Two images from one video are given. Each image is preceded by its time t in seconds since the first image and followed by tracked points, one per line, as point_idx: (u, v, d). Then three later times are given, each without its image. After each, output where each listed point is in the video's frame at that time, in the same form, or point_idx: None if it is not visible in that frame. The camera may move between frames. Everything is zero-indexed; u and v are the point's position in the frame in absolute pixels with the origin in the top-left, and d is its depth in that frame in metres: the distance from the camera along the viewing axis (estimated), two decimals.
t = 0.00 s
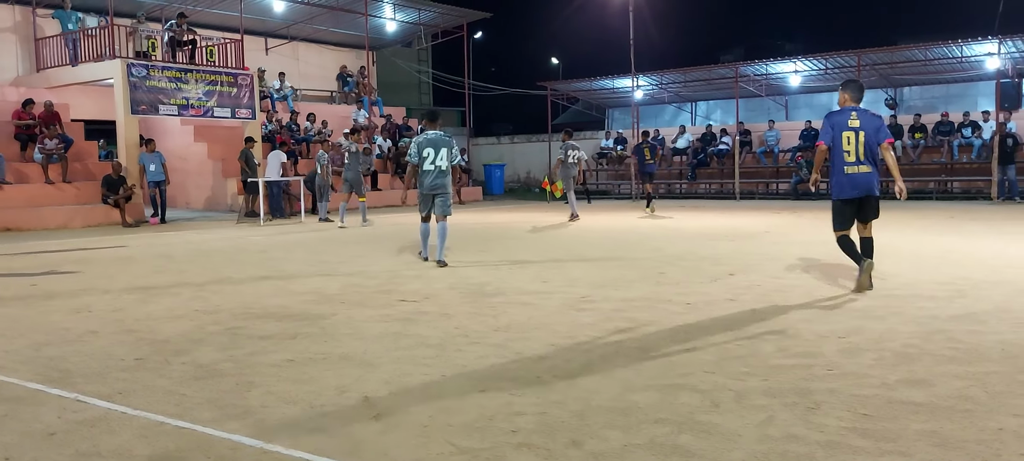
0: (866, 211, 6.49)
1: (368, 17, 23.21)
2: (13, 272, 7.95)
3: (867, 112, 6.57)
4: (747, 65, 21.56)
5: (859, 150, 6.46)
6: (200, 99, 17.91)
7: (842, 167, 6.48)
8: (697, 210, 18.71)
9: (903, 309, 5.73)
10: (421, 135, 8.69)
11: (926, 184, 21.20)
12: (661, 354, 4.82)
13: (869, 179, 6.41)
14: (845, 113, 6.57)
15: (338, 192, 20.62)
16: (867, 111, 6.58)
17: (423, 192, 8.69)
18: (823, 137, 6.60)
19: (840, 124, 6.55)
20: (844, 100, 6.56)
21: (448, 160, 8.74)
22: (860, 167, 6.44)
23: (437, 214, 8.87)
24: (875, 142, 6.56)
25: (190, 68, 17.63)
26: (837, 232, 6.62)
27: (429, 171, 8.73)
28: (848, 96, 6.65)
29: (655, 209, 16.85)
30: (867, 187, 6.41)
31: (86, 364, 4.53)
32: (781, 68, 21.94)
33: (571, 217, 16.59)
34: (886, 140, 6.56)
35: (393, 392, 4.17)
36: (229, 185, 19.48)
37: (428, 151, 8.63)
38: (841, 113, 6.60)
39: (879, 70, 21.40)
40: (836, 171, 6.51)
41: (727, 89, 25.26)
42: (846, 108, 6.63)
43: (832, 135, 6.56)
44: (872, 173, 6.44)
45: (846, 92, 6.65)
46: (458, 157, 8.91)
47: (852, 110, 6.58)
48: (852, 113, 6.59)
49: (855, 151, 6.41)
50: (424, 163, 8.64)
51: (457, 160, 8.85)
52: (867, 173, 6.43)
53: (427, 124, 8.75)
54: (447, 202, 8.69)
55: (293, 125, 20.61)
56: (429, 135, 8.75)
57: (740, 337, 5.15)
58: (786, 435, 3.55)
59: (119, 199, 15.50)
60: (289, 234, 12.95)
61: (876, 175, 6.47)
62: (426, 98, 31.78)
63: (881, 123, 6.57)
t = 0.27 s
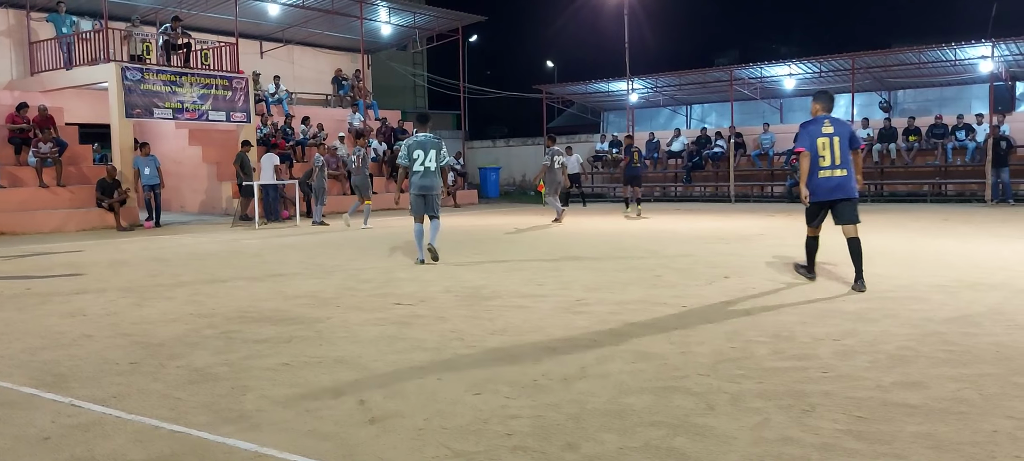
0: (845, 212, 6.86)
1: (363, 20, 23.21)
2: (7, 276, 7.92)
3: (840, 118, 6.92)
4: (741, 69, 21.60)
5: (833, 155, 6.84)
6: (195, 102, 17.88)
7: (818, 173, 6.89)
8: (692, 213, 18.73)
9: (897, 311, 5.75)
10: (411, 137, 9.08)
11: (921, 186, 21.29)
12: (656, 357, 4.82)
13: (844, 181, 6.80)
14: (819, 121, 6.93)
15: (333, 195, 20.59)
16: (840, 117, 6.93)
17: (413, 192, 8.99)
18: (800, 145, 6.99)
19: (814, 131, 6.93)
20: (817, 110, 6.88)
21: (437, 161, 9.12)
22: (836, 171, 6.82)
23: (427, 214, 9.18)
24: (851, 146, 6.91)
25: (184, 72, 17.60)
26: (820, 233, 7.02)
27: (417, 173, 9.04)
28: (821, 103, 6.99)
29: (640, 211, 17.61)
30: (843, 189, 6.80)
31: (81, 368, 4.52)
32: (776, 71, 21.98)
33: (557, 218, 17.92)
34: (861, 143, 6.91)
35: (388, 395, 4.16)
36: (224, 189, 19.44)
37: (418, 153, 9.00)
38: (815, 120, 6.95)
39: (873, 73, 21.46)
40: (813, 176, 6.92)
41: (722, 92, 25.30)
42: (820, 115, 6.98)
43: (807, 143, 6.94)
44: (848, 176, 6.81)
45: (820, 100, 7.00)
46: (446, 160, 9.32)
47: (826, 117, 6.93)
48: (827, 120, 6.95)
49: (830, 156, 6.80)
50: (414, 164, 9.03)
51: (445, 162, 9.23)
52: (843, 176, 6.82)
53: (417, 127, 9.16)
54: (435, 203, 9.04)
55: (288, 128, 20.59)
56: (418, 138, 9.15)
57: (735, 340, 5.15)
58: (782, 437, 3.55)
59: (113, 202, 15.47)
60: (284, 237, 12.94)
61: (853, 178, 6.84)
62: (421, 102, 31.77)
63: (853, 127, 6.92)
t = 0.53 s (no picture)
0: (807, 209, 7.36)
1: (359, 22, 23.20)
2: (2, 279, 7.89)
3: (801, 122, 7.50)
4: (737, 70, 21.65)
5: (799, 154, 7.36)
6: (191, 105, 17.87)
7: (787, 170, 7.34)
8: (688, 215, 18.74)
9: (893, 313, 5.76)
10: (406, 144, 9.08)
11: (916, 188, 21.36)
12: (653, 359, 4.82)
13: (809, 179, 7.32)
14: (784, 123, 7.44)
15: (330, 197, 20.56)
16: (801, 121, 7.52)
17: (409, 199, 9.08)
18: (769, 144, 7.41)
19: (781, 132, 7.41)
20: (781, 113, 7.42)
21: (432, 168, 9.09)
22: (803, 169, 7.33)
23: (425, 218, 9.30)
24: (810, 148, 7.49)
25: (180, 74, 17.59)
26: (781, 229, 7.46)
27: (413, 178, 9.04)
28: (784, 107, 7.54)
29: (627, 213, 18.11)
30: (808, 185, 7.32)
31: (77, 371, 4.50)
32: (771, 73, 22.02)
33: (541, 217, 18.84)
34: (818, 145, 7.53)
35: (385, 398, 4.16)
36: (221, 191, 19.40)
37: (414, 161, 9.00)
38: (781, 122, 7.46)
39: (869, 75, 21.51)
40: (782, 173, 7.36)
41: (718, 94, 25.35)
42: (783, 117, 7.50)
43: (775, 143, 7.40)
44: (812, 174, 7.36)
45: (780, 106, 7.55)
46: (443, 165, 9.25)
47: (789, 120, 7.46)
48: (788, 123, 7.49)
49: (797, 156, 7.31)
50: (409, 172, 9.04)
51: (441, 168, 9.17)
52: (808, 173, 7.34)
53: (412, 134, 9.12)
54: (433, 206, 9.19)
55: (284, 130, 20.56)
56: (414, 145, 9.13)
57: (731, 341, 5.16)
58: (778, 439, 3.56)
59: (109, 205, 15.41)
60: (281, 240, 12.92)
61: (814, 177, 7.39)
62: (417, 104, 31.77)
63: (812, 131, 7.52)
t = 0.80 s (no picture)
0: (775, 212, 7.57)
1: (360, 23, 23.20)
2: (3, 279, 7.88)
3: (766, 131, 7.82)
4: (738, 71, 21.67)
5: (766, 160, 7.66)
6: (192, 105, 17.85)
7: (753, 173, 7.59)
8: (688, 215, 18.75)
9: (894, 313, 5.76)
10: (407, 142, 9.11)
11: (916, 189, 21.37)
12: (654, 359, 4.82)
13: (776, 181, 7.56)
14: (748, 132, 7.78)
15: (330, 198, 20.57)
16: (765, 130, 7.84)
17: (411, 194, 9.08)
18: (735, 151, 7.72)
19: (746, 141, 7.74)
20: (744, 124, 7.76)
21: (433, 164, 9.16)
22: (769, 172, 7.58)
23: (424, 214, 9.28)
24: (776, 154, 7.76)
25: (181, 75, 17.57)
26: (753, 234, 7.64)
27: (414, 175, 9.06)
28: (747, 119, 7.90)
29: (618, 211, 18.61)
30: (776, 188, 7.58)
31: (77, 372, 4.49)
32: (772, 73, 22.04)
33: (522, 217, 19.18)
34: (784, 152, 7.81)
35: (386, 398, 4.15)
36: (221, 192, 19.39)
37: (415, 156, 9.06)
38: (745, 131, 7.80)
39: (869, 76, 21.55)
40: (749, 177, 7.60)
41: (718, 95, 25.38)
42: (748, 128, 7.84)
43: (741, 151, 7.70)
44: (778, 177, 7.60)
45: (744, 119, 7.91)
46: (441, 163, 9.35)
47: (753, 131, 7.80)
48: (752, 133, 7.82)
49: (764, 160, 7.58)
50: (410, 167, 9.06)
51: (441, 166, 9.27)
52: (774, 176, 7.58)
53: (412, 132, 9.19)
54: (435, 203, 9.15)
55: (285, 131, 20.56)
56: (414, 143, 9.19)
57: (733, 341, 5.16)
58: (781, 439, 3.55)
59: (110, 205, 15.40)
60: (281, 240, 12.91)
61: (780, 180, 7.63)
62: (417, 104, 31.78)
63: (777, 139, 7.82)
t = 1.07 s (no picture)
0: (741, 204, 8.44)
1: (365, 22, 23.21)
2: (11, 278, 7.90)
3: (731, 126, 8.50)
4: (744, 69, 21.64)
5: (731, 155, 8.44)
6: (198, 104, 17.86)
7: (727, 171, 8.36)
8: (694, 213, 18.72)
9: (901, 311, 5.74)
10: (403, 144, 9.44)
11: (923, 186, 21.30)
12: (662, 357, 4.81)
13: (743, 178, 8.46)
14: (721, 129, 8.36)
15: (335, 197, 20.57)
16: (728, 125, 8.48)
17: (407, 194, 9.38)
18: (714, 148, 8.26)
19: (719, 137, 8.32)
20: (716, 120, 8.33)
21: (428, 166, 9.49)
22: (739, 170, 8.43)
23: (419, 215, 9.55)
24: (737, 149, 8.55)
25: (187, 73, 17.58)
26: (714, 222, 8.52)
27: (409, 177, 9.45)
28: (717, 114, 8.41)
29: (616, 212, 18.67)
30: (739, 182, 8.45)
31: (86, 369, 4.50)
32: (778, 71, 21.97)
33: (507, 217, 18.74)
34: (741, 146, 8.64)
35: (393, 396, 4.14)
36: (227, 191, 19.43)
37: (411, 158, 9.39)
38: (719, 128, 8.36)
39: (876, 73, 21.48)
40: (723, 173, 8.34)
41: (724, 93, 25.32)
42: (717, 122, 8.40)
43: (715, 146, 8.30)
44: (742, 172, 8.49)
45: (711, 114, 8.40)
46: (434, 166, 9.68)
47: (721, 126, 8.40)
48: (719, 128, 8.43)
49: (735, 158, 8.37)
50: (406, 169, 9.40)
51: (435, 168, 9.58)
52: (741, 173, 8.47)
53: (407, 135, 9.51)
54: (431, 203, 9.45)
55: (290, 130, 20.57)
56: (409, 145, 9.52)
57: (740, 339, 5.15)
58: (789, 437, 3.54)
59: (116, 203, 15.45)
60: (287, 239, 12.92)
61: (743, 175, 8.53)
62: (423, 103, 31.81)
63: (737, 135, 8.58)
